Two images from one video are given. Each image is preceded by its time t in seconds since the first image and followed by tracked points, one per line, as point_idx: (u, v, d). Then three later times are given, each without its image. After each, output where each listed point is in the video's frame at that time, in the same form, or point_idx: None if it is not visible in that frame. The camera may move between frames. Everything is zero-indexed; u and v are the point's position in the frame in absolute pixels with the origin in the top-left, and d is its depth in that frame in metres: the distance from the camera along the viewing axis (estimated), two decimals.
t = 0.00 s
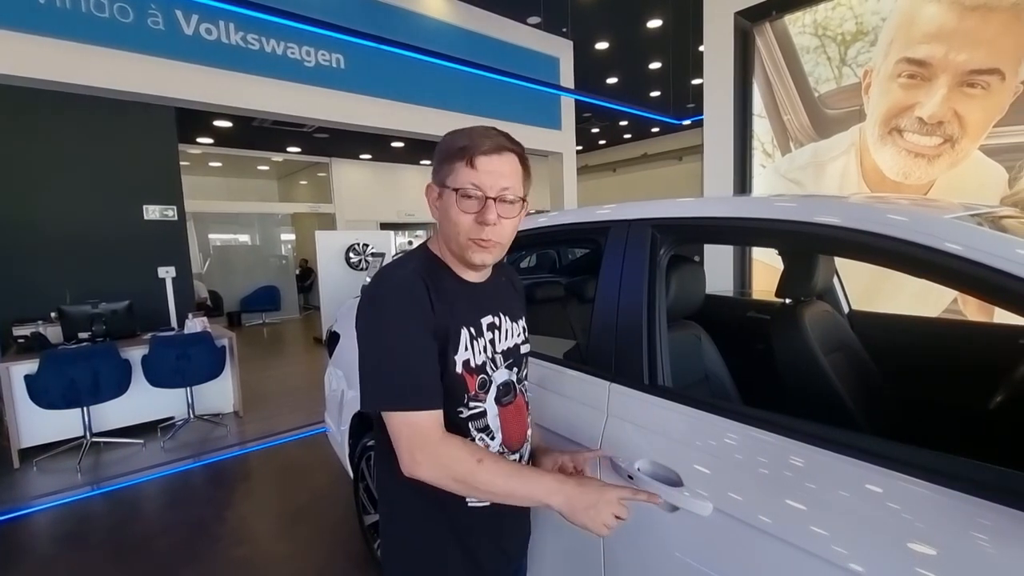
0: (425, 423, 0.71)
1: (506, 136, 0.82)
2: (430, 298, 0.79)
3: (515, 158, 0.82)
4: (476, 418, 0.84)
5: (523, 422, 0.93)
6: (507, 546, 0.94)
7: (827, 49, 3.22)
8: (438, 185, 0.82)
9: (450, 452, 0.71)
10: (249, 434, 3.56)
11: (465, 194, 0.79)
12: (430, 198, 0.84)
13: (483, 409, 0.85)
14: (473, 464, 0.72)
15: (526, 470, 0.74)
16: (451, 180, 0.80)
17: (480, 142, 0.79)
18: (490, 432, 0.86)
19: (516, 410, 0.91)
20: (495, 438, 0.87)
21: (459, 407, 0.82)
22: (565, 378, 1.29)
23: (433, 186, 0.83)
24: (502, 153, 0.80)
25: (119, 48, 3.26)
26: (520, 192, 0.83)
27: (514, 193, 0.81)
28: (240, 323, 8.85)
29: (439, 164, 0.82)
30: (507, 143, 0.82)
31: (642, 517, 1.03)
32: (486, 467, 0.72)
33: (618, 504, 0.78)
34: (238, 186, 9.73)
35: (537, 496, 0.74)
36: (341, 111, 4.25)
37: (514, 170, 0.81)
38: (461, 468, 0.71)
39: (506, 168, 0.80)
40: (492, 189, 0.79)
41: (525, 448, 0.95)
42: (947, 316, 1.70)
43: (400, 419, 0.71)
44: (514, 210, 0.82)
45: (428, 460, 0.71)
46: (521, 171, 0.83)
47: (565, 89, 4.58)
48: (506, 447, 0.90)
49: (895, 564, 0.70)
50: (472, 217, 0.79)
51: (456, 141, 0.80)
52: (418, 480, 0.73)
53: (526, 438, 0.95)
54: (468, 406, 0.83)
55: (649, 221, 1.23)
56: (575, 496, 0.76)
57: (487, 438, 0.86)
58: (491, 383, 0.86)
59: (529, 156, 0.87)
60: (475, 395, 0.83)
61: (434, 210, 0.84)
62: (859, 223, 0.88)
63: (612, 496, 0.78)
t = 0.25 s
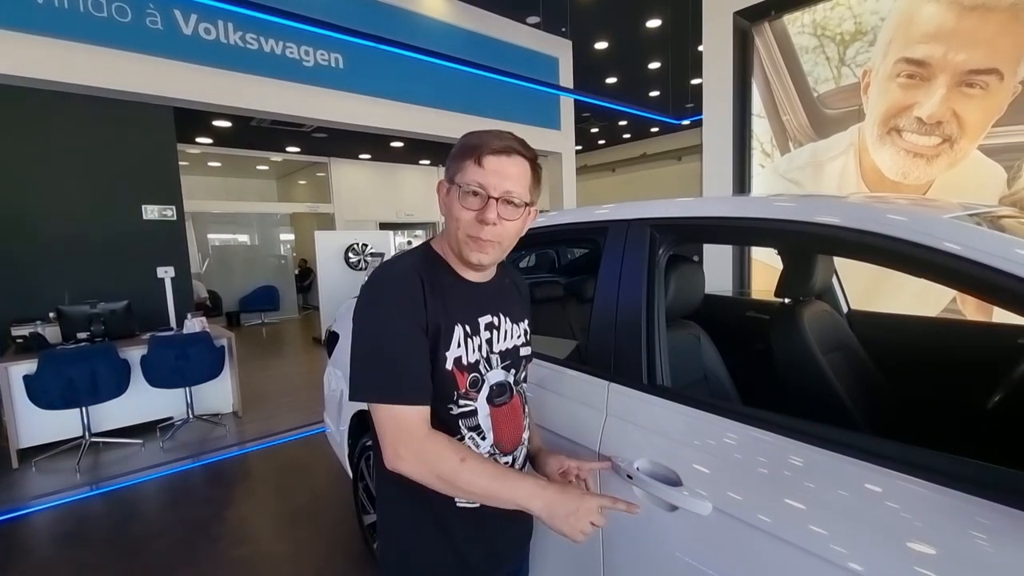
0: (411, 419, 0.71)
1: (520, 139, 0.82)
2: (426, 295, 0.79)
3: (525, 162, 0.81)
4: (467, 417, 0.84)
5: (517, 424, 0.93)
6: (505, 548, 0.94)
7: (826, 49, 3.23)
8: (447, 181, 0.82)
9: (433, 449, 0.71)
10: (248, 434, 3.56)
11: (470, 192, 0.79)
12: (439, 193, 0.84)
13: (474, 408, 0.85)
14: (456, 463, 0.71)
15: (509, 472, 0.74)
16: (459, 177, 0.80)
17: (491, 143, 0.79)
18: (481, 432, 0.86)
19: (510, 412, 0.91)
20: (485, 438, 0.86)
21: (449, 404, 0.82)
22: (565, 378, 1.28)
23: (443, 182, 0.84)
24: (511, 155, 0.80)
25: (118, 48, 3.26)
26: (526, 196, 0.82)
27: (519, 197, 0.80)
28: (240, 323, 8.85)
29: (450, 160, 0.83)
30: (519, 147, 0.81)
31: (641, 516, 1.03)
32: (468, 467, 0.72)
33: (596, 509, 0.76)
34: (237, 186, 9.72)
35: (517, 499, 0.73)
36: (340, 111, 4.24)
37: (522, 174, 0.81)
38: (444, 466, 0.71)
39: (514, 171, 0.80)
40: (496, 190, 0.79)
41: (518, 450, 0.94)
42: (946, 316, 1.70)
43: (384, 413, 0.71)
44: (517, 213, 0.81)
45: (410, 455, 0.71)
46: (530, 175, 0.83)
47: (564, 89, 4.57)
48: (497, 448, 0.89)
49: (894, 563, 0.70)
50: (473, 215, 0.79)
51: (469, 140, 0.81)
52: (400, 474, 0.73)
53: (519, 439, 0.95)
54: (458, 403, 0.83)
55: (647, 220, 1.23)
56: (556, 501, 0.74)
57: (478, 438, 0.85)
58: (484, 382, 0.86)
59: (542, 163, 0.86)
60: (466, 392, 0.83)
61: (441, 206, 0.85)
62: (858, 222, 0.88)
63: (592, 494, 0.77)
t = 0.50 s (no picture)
0: (411, 419, 0.71)
1: (537, 148, 0.83)
2: (429, 296, 0.79)
3: (541, 172, 0.82)
4: (466, 420, 0.84)
5: (517, 428, 0.93)
6: (504, 548, 0.94)
7: (826, 49, 3.23)
8: (462, 183, 0.82)
9: (433, 450, 0.71)
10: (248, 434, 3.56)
11: (485, 196, 0.79)
12: (452, 195, 0.84)
13: (474, 411, 0.85)
14: (455, 465, 0.71)
15: (508, 475, 0.74)
16: (475, 181, 0.80)
17: (510, 149, 0.80)
18: (479, 435, 0.86)
19: (511, 416, 0.91)
20: (484, 442, 0.86)
21: (448, 406, 0.82)
22: (566, 379, 1.28)
23: (457, 184, 0.84)
24: (530, 164, 0.80)
25: (118, 48, 3.26)
26: (539, 206, 0.83)
27: (532, 206, 0.81)
28: (240, 323, 8.85)
29: (467, 163, 0.83)
30: (537, 156, 0.82)
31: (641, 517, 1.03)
32: (468, 468, 0.72)
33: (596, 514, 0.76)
34: (237, 187, 9.72)
35: (515, 502, 0.73)
36: (340, 112, 4.25)
37: (537, 183, 0.82)
38: (443, 466, 0.71)
39: (531, 179, 0.80)
40: (511, 197, 0.79)
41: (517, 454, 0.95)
42: (946, 317, 1.70)
43: (384, 412, 0.71)
44: (529, 222, 0.82)
45: (409, 454, 0.71)
46: (545, 185, 0.83)
47: (563, 89, 4.57)
48: (496, 452, 0.89)
49: (894, 564, 0.70)
50: (486, 220, 0.79)
51: (488, 144, 0.81)
52: (398, 474, 0.73)
53: (519, 443, 0.95)
54: (458, 405, 0.83)
55: (647, 221, 1.23)
56: (554, 504, 0.74)
57: (476, 441, 0.85)
58: (484, 386, 0.86)
59: (556, 173, 0.87)
60: (466, 395, 0.83)
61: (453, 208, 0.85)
62: (857, 223, 0.88)
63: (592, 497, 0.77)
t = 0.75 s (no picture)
0: (411, 421, 0.71)
1: (541, 147, 0.83)
2: (431, 295, 0.79)
3: (545, 171, 0.82)
4: (469, 421, 0.84)
5: (519, 429, 0.93)
6: (505, 548, 0.94)
7: (826, 49, 3.23)
8: (466, 183, 0.82)
9: (433, 453, 0.71)
10: (248, 434, 3.56)
11: (490, 197, 0.79)
12: (454, 194, 0.84)
13: (477, 412, 0.85)
14: (456, 468, 0.71)
15: (509, 478, 0.74)
16: (479, 181, 0.80)
17: (515, 149, 0.79)
18: (483, 437, 0.86)
19: (513, 418, 0.91)
20: (487, 443, 0.86)
21: (451, 408, 0.82)
22: (566, 380, 1.28)
23: (460, 183, 0.83)
24: (535, 164, 0.80)
25: (118, 48, 3.26)
26: (544, 206, 0.83)
27: (537, 206, 0.81)
28: (239, 323, 8.86)
29: (469, 163, 0.82)
30: (541, 155, 0.82)
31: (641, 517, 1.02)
32: (469, 472, 0.72)
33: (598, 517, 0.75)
34: (237, 187, 9.72)
35: (517, 506, 0.73)
36: (341, 112, 4.25)
37: (542, 183, 0.82)
38: (444, 469, 0.71)
39: (535, 179, 0.80)
40: (516, 197, 0.79)
41: (519, 456, 0.94)
42: (946, 317, 1.70)
43: (384, 415, 0.71)
44: (534, 222, 0.82)
45: (409, 458, 0.71)
46: (549, 184, 0.83)
47: (564, 89, 4.57)
48: (498, 454, 0.89)
49: (894, 564, 0.70)
50: (492, 221, 0.79)
51: (492, 143, 0.80)
52: (398, 478, 0.73)
53: (520, 445, 0.95)
54: (461, 407, 0.82)
55: (647, 221, 1.23)
56: (556, 508, 0.74)
57: (480, 442, 0.85)
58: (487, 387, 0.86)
59: (559, 172, 0.87)
60: (469, 396, 0.83)
61: (456, 207, 0.84)
62: (857, 223, 0.88)
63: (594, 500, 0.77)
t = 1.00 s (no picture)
0: (413, 422, 0.71)
1: (540, 144, 0.84)
2: (432, 294, 0.79)
3: (545, 168, 0.83)
4: (474, 420, 0.84)
5: (523, 428, 0.93)
6: (506, 547, 0.94)
7: (826, 49, 3.23)
8: (465, 181, 0.81)
9: (436, 454, 0.71)
10: (247, 434, 3.56)
11: (493, 194, 0.79)
12: (453, 194, 0.83)
13: (482, 411, 0.85)
14: (461, 469, 0.71)
15: (513, 479, 0.73)
16: (481, 179, 0.79)
17: (516, 146, 0.80)
18: (488, 436, 0.86)
19: (517, 417, 0.91)
20: (492, 443, 0.86)
21: (456, 407, 0.82)
22: (567, 380, 1.28)
23: (459, 182, 0.83)
24: (535, 160, 0.81)
25: (118, 48, 3.26)
26: (544, 202, 0.83)
27: (538, 203, 0.82)
28: (239, 323, 8.86)
29: (469, 161, 0.82)
30: (540, 152, 0.82)
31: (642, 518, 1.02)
32: (474, 473, 0.72)
33: (602, 517, 0.76)
34: (236, 186, 9.71)
35: (521, 507, 0.73)
36: (341, 112, 4.25)
37: (542, 180, 0.82)
38: (448, 471, 0.71)
39: (536, 176, 0.81)
40: (519, 194, 0.79)
41: (523, 456, 0.94)
42: (945, 317, 1.70)
43: (386, 416, 0.71)
44: (535, 219, 0.82)
45: (413, 459, 0.71)
46: (549, 181, 0.84)
47: (564, 89, 4.57)
48: (503, 453, 0.89)
49: (894, 564, 0.70)
50: (495, 219, 0.79)
51: (491, 140, 0.80)
52: (402, 479, 0.73)
53: (525, 444, 0.94)
54: (466, 406, 0.82)
55: (647, 221, 1.23)
56: (560, 508, 0.74)
57: (485, 442, 0.85)
58: (492, 385, 0.86)
59: (557, 169, 0.88)
60: (474, 395, 0.83)
61: (455, 207, 0.84)
62: (857, 223, 0.88)
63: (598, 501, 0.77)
